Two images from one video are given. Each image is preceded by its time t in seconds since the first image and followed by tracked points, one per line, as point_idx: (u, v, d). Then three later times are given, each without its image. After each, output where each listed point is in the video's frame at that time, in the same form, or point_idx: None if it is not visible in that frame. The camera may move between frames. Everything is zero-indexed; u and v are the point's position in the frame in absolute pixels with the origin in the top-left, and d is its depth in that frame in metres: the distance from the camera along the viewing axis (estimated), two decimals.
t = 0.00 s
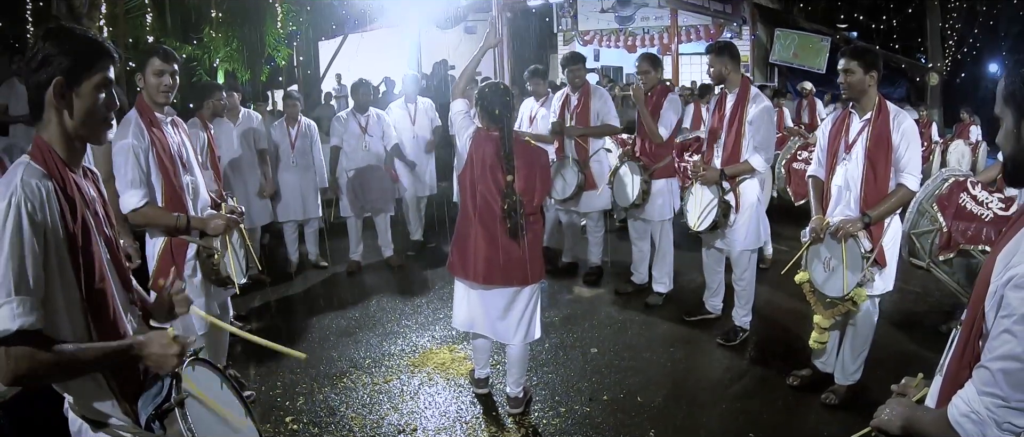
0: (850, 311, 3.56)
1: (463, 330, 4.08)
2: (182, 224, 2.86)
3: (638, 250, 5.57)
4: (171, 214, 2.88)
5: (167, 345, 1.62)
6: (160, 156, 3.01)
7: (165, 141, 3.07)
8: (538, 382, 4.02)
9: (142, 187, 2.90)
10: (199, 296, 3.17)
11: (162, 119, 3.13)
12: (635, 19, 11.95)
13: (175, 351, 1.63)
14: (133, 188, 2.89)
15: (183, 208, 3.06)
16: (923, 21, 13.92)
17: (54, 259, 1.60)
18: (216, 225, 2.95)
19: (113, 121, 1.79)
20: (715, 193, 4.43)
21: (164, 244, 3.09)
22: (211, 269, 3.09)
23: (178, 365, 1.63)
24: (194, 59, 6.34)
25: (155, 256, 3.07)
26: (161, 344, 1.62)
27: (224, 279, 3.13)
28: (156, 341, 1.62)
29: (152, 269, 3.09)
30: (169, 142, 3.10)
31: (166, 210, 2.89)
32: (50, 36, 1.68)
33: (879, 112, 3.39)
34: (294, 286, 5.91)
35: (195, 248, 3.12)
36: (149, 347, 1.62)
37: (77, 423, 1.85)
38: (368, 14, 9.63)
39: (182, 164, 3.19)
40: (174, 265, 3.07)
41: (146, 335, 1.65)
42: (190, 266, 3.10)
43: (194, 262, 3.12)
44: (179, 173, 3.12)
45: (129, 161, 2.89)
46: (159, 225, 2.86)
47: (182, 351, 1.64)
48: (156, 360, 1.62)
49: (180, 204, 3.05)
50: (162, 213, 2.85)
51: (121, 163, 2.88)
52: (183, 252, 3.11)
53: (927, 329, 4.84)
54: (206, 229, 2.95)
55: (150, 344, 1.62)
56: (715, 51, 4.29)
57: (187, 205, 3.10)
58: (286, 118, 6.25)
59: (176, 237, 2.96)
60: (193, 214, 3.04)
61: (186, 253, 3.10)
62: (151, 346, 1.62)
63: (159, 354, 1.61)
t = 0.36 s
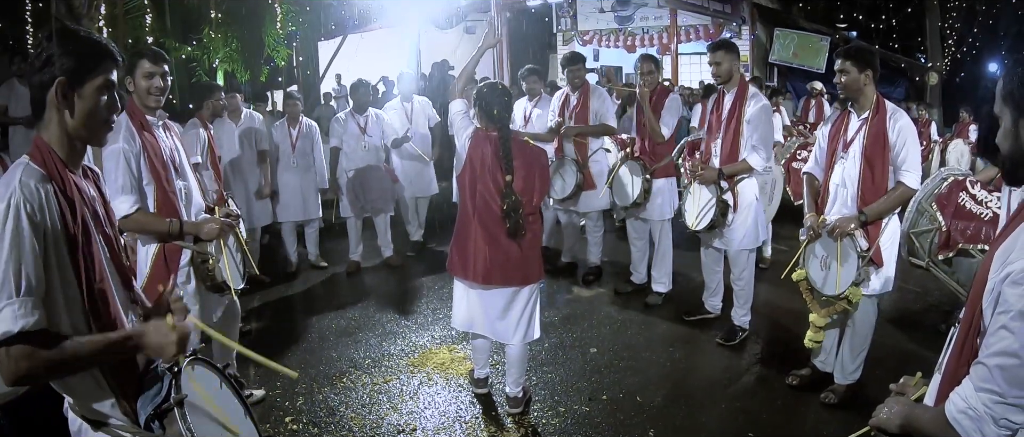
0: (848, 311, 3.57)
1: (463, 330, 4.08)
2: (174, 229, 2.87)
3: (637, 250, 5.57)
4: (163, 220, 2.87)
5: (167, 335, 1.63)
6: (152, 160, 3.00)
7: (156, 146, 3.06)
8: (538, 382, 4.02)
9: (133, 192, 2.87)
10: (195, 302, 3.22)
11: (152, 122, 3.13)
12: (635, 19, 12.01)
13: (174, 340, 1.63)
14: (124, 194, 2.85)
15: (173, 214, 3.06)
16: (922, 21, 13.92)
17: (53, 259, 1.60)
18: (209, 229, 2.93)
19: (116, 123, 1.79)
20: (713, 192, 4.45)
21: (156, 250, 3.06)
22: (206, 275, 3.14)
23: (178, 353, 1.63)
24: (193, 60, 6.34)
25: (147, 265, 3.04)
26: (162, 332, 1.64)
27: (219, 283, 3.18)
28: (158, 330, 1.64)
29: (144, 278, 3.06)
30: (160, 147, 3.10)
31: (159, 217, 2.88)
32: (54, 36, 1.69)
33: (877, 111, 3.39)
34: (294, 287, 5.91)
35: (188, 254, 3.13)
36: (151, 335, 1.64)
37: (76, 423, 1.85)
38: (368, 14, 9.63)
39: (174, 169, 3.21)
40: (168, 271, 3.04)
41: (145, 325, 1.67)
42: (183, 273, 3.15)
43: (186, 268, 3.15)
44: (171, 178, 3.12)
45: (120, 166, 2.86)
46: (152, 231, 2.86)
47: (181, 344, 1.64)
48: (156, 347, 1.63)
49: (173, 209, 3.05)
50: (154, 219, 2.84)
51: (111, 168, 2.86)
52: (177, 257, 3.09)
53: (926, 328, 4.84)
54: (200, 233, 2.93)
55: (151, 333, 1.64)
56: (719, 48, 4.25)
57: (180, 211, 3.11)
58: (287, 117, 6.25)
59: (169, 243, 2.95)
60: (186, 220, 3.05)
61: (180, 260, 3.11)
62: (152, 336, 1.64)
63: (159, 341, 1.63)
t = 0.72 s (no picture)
0: (846, 311, 3.58)
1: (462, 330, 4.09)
2: (171, 233, 2.82)
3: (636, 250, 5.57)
4: (160, 223, 2.83)
5: (162, 335, 1.65)
6: (148, 163, 3.00)
7: (151, 147, 3.06)
8: (536, 381, 4.03)
9: (130, 195, 2.85)
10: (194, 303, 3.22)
11: (149, 123, 3.15)
12: (632, 19, 11.72)
13: (168, 337, 1.65)
14: (121, 197, 2.84)
15: (169, 217, 3.06)
16: (920, 21, 13.94)
17: (53, 257, 1.60)
18: (207, 233, 2.91)
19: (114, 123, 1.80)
20: (711, 193, 4.46)
21: (153, 254, 3.05)
22: (203, 278, 3.17)
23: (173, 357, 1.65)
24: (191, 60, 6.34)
25: (144, 268, 3.04)
26: (155, 330, 1.65)
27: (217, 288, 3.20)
28: (150, 330, 1.65)
29: (142, 279, 3.06)
30: (156, 148, 3.09)
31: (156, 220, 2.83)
32: (52, 37, 1.69)
33: (875, 111, 3.39)
34: (292, 287, 5.91)
35: (186, 258, 3.12)
36: (144, 335, 1.64)
37: (76, 422, 1.86)
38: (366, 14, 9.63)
39: (170, 170, 3.21)
40: (165, 275, 3.06)
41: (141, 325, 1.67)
42: (182, 276, 3.13)
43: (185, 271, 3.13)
44: (167, 180, 3.13)
45: (116, 168, 2.84)
46: (149, 235, 2.82)
47: (175, 339, 1.66)
48: (151, 347, 1.64)
49: (169, 212, 3.07)
50: (151, 223, 2.80)
51: (109, 170, 2.84)
52: (174, 261, 3.10)
53: (924, 327, 4.85)
54: (197, 237, 2.91)
55: (145, 334, 1.65)
56: (723, 48, 4.22)
57: (176, 213, 3.12)
58: (281, 118, 6.23)
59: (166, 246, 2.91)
60: (182, 222, 3.06)
61: (177, 261, 3.11)
62: (145, 334, 1.65)
63: (154, 341, 1.64)
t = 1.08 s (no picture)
0: (843, 311, 3.58)
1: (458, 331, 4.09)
2: (167, 235, 2.83)
3: (633, 250, 5.58)
4: (156, 225, 2.84)
5: (159, 331, 1.62)
6: (142, 165, 3.00)
7: (146, 150, 3.05)
8: (533, 382, 4.03)
9: (125, 198, 2.85)
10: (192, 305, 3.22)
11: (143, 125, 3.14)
12: (629, 19, 12.00)
13: (167, 334, 1.62)
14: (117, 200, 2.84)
15: (164, 220, 3.04)
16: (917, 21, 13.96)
17: (50, 259, 1.60)
18: (202, 236, 2.90)
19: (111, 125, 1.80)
20: (709, 194, 4.46)
21: (149, 256, 3.06)
22: (198, 281, 3.16)
23: (171, 350, 1.62)
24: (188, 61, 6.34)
25: (140, 270, 3.04)
26: (155, 327, 1.63)
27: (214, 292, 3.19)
28: (149, 326, 1.63)
29: (138, 281, 3.07)
30: (151, 151, 3.09)
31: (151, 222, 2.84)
32: (48, 38, 1.69)
33: (871, 111, 3.40)
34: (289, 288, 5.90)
35: (181, 260, 3.13)
36: (142, 330, 1.63)
37: (75, 423, 1.83)
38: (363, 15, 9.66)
39: (165, 172, 3.20)
40: (161, 278, 3.05)
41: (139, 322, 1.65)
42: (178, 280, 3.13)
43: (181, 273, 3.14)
44: (162, 182, 3.12)
45: (110, 172, 2.85)
46: (145, 237, 2.83)
47: (174, 336, 1.63)
48: (150, 344, 1.62)
49: (165, 215, 3.06)
50: (146, 225, 2.80)
51: (103, 173, 2.85)
52: (169, 264, 3.10)
53: (920, 327, 4.86)
54: (193, 240, 2.91)
55: (143, 329, 1.63)
56: (716, 49, 4.26)
57: (171, 217, 3.12)
58: (274, 120, 6.21)
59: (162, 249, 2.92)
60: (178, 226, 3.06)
61: (174, 264, 3.13)
62: (145, 331, 1.63)
63: (151, 338, 1.62)
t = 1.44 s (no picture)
0: (837, 311, 3.59)
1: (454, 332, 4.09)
2: (157, 240, 2.86)
3: (628, 251, 5.59)
4: (147, 230, 2.87)
5: (151, 342, 1.68)
6: (135, 170, 3.00)
7: (139, 153, 3.04)
8: (528, 383, 4.03)
9: (117, 202, 2.88)
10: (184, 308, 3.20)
11: (138, 129, 3.13)
12: (624, 21, 11.94)
13: (157, 343, 1.68)
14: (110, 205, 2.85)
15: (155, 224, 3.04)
16: (911, 22, 13.99)
17: (45, 265, 1.60)
18: (193, 240, 2.92)
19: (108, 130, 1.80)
20: (702, 195, 4.48)
21: (142, 260, 3.06)
22: (189, 286, 3.12)
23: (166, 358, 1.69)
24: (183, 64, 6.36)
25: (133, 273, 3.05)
26: (144, 338, 1.68)
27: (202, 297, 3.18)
28: (138, 339, 1.67)
29: (131, 284, 3.08)
30: (145, 154, 3.08)
31: (142, 227, 2.88)
32: (45, 42, 1.70)
33: (864, 112, 3.42)
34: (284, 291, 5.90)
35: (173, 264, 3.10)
36: (133, 343, 1.67)
37: (70, 427, 1.86)
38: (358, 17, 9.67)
39: (160, 175, 3.20)
40: (154, 282, 3.07)
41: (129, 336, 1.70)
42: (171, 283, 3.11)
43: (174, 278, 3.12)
44: (156, 186, 3.12)
45: (102, 176, 2.85)
46: (136, 242, 2.87)
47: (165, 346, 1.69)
48: (141, 355, 1.67)
49: (156, 219, 3.06)
50: (136, 230, 2.84)
51: (95, 177, 2.85)
52: (162, 268, 3.09)
53: (914, 327, 4.87)
54: (184, 245, 2.92)
55: (135, 342, 1.68)
56: (710, 50, 4.28)
57: (164, 221, 3.12)
58: (268, 121, 6.21)
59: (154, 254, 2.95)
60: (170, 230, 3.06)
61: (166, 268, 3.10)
62: (133, 344, 1.67)
63: (144, 349, 1.67)
